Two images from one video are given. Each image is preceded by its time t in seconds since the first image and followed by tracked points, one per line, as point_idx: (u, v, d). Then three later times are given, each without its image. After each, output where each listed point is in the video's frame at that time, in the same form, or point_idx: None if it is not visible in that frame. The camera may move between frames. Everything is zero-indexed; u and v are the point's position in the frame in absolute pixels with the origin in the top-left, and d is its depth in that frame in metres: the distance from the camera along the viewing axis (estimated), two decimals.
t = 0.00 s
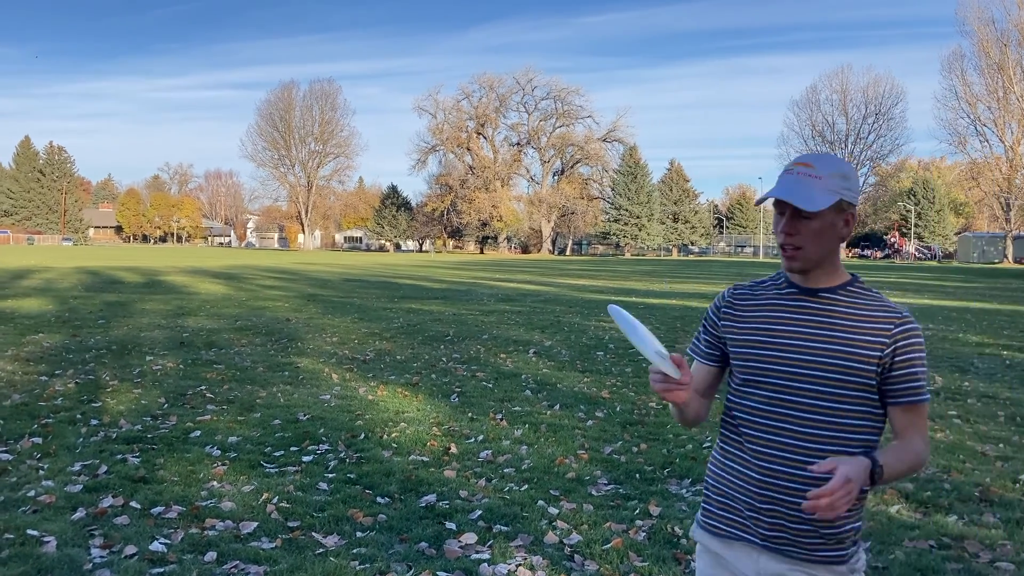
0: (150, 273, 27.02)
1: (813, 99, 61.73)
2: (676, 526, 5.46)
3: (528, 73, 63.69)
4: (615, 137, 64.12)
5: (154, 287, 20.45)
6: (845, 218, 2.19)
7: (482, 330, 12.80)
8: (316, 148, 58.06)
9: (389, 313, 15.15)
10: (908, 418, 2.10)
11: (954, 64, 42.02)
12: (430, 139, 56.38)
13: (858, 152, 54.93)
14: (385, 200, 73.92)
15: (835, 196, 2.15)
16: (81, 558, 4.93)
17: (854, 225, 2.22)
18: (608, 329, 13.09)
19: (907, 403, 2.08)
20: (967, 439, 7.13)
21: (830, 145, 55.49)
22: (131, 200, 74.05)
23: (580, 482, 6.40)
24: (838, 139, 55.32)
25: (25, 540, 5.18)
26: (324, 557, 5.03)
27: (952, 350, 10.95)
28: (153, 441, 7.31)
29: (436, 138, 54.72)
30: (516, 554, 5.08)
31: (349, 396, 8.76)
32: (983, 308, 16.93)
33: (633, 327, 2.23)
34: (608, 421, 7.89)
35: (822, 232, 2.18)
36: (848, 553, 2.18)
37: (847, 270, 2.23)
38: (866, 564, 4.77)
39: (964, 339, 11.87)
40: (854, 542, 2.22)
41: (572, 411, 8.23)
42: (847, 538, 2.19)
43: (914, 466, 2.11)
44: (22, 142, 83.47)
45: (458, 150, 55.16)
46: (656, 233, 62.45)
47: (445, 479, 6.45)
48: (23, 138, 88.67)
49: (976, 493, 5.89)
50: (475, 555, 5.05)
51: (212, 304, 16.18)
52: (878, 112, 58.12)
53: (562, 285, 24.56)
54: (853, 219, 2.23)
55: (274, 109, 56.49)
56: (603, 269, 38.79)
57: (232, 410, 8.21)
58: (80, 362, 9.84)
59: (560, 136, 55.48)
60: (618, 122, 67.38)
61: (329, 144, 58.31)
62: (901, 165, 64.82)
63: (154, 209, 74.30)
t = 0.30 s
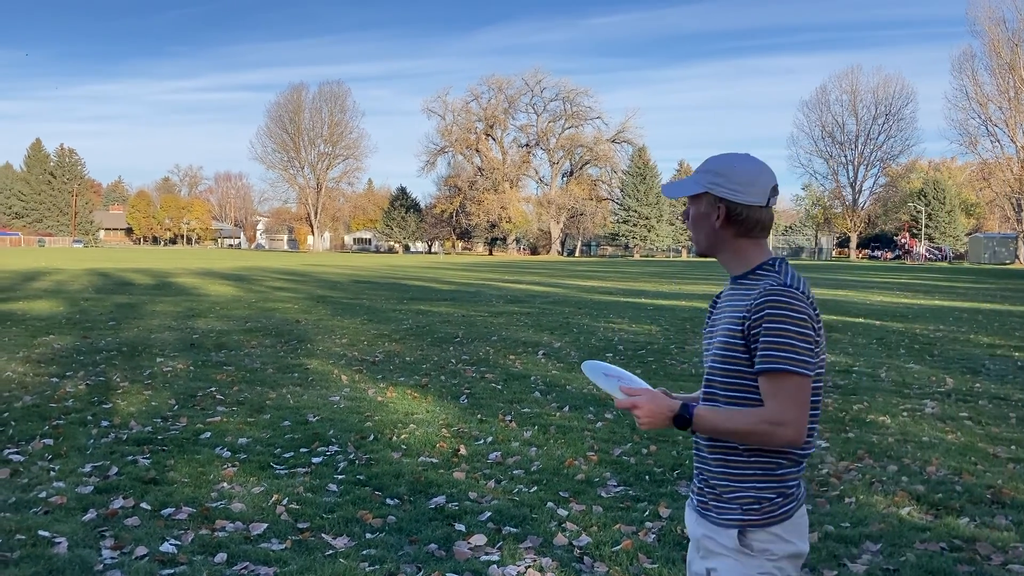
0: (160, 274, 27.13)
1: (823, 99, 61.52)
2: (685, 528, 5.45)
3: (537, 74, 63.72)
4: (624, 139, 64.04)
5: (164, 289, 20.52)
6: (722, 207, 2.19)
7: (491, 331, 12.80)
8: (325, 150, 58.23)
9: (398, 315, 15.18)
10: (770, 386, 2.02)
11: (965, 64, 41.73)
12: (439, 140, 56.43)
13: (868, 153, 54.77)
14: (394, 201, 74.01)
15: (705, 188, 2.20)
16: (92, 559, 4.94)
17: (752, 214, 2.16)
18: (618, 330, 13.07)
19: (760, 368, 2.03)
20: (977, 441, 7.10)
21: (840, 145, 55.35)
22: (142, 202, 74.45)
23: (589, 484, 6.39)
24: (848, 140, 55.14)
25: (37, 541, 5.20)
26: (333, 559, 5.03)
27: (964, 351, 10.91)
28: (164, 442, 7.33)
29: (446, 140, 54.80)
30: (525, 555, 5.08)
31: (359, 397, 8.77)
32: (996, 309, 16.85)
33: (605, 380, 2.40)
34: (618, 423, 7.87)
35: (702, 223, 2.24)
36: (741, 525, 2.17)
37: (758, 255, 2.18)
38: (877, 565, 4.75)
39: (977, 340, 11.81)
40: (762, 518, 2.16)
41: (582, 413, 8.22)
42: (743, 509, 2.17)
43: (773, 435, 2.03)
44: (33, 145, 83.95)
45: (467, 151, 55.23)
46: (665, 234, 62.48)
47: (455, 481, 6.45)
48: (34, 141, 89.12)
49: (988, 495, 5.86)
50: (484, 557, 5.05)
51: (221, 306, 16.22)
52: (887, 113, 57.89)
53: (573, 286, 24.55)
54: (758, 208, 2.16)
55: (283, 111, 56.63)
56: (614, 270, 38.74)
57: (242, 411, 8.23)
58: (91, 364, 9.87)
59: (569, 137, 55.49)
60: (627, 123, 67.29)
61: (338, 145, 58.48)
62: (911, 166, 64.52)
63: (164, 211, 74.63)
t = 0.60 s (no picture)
0: (172, 275, 27.23)
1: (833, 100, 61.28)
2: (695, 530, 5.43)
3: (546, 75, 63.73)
4: (634, 140, 63.98)
5: (176, 290, 20.63)
6: (717, 212, 2.17)
7: (502, 333, 12.81)
8: (335, 151, 58.41)
9: (408, 316, 15.23)
10: (717, 368, 2.00)
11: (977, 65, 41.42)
12: (449, 142, 56.53)
13: (879, 153, 54.57)
14: (404, 203, 74.18)
15: (702, 193, 2.18)
16: (104, 559, 4.96)
17: (747, 218, 2.15)
18: (629, 332, 13.08)
19: (703, 352, 2.03)
20: (990, 442, 7.07)
21: (851, 146, 55.16)
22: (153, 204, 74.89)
23: (599, 486, 6.38)
24: (859, 141, 54.93)
25: (49, 540, 5.22)
26: (344, 560, 5.04)
27: (976, 353, 10.86)
28: (175, 443, 7.36)
29: (456, 141, 54.91)
30: (536, 557, 5.07)
31: (369, 398, 8.79)
32: (1010, 311, 16.79)
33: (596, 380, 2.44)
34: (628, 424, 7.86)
35: (698, 228, 2.23)
36: (698, 518, 2.17)
37: (748, 255, 2.17)
38: (889, 568, 4.73)
39: (990, 342, 11.76)
40: (719, 514, 2.12)
41: (592, 414, 8.21)
42: (703, 503, 2.17)
43: (707, 420, 1.98)
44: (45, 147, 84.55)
45: (476, 152, 55.29)
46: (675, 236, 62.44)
47: (464, 482, 6.45)
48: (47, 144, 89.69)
49: (1000, 497, 5.83)
50: (494, 558, 5.05)
51: (232, 307, 16.30)
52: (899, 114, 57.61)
53: (583, 287, 24.58)
54: (751, 212, 2.14)
55: (293, 112, 56.81)
56: (624, 271, 38.74)
57: (253, 413, 8.25)
58: (103, 365, 9.92)
59: (579, 138, 55.52)
60: (636, 124, 67.21)
61: (348, 147, 58.68)
62: (921, 166, 64.19)
63: (175, 213, 74.93)
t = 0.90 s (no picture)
0: (182, 276, 27.32)
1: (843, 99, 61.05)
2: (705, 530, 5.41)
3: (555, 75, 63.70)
4: (643, 140, 63.89)
5: (187, 291, 20.73)
6: (758, 203, 2.13)
7: (511, 333, 12.83)
8: (345, 152, 58.52)
9: (418, 317, 15.26)
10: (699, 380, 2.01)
11: (989, 65, 41.11)
12: (458, 142, 56.56)
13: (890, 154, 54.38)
14: (413, 203, 74.30)
15: (745, 184, 2.15)
16: (115, 559, 4.98)
17: (788, 213, 2.11)
18: (638, 332, 13.08)
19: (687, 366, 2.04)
20: (1002, 444, 7.03)
21: (861, 146, 54.96)
22: (163, 204, 75.21)
23: (608, 487, 6.37)
24: (869, 141, 54.71)
25: (60, 540, 5.24)
26: (353, 560, 5.04)
27: (989, 354, 10.82)
28: (185, 442, 7.39)
29: (465, 142, 54.98)
30: (544, 558, 5.07)
31: (378, 399, 8.80)
32: None
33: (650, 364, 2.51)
34: (637, 425, 7.85)
35: (738, 217, 2.20)
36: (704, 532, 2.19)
37: (776, 254, 2.12)
38: (898, 569, 4.71)
39: (1002, 343, 11.72)
40: (720, 528, 2.13)
41: (601, 415, 8.20)
42: (707, 518, 2.19)
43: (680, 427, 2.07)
44: (56, 149, 84.99)
45: (486, 153, 55.31)
46: (685, 236, 62.18)
47: (474, 482, 6.45)
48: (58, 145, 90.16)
49: (1012, 499, 5.81)
50: (503, 558, 5.05)
51: (242, 308, 16.38)
52: (909, 114, 57.36)
53: (593, 288, 24.58)
54: (793, 208, 2.10)
55: (302, 113, 56.93)
56: (635, 272, 38.67)
57: (263, 413, 8.26)
58: (113, 365, 9.97)
59: (588, 139, 55.52)
60: (645, 125, 67.14)
61: (358, 148, 58.77)
62: (932, 167, 63.83)
63: (185, 214, 75.20)
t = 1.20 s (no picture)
0: (190, 276, 27.45)
1: (850, 100, 60.90)
2: (712, 531, 5.39)
3: (562, 76, 63.77)
4: (651, 140, 63.86)
5: (195, 290, 20.82)
6: (805, 210, 2.05)
7: (518, 333, 12.86)
8: (352, 153, 58.70)
9: (424, 317, 15.30)
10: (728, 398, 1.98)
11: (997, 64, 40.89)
12: (465, 142, 56.67)
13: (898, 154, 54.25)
14: (420, 204, 74.47)
15: (790, 191, 2.07)
16: (123, 558, 4.98)
17: (837, 220, 2.01)
18: (645, 332, 13.07)
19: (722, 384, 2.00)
20: (1010, 445, 7.01)
21: (869, 146, 54.84)
22: (171, 205, 75.58)
23: (615, 487, 6.35)
24: (877, 142, 54.55)
25: (68, 539, 5.26)
26: (360, 560, 5.04)
27: (997, 354, 10.83)
28: (193, 442, 7.40)
29: (472, 142, 55.08)
30: (551, 557, 5.05)
31: (385, 399, 8.81)
32: None
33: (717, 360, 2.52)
34: (644, 426, 7.83)
35: (786, 226, 2.12)
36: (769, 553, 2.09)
37: (825, 264, 2.03)
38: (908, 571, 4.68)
39: (1013, 343, 11.66)
40: (784, 546, 2.04)
41: (608, 415, 8.19)
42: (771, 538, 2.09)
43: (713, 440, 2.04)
44: (64, 149, 85.45)
45: (493, 154, 55.44)
46: (692, 237, 61.74)
47: (480, 483, 6.44)
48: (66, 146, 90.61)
49: (1021, 500, 5.78)
50: (511, 558, 5.04)
51: (250, 307, 16.43)
52: (918, 114, 57.15)
53: (600, 288, 24.61)
54: (842, 215, 2.01)
55: (310, 114, 57.15)
56: (642, 272, 38.67)
57: (270, 413, 8.28)
58: (121, 364, 10.01)
59: (595, 140, 55.59)
60: (652, 126, 67.16)
61: (365, 148, 58.93)
62: (939, 168, 63.60)
63: (193, 214, 75.47)
